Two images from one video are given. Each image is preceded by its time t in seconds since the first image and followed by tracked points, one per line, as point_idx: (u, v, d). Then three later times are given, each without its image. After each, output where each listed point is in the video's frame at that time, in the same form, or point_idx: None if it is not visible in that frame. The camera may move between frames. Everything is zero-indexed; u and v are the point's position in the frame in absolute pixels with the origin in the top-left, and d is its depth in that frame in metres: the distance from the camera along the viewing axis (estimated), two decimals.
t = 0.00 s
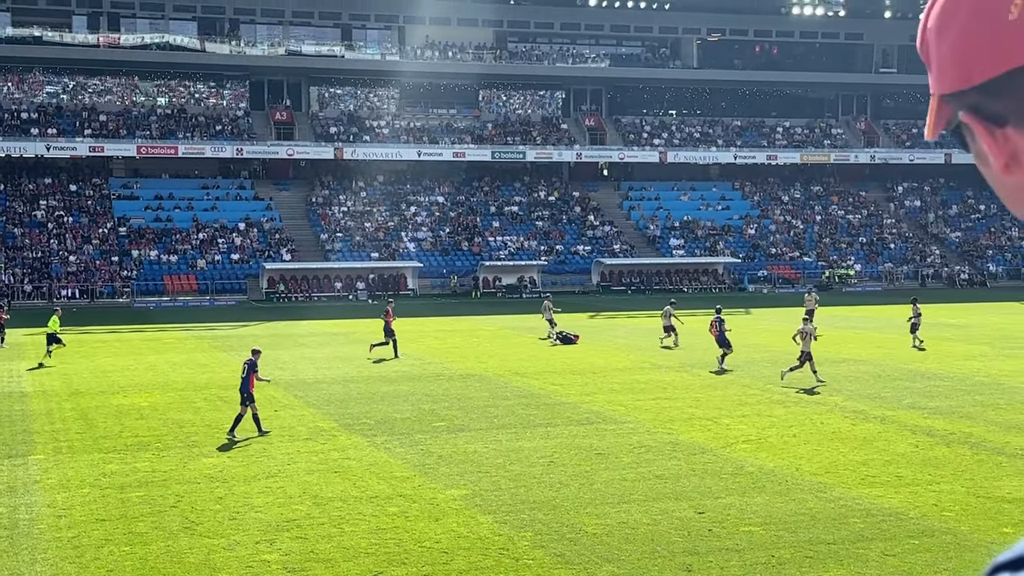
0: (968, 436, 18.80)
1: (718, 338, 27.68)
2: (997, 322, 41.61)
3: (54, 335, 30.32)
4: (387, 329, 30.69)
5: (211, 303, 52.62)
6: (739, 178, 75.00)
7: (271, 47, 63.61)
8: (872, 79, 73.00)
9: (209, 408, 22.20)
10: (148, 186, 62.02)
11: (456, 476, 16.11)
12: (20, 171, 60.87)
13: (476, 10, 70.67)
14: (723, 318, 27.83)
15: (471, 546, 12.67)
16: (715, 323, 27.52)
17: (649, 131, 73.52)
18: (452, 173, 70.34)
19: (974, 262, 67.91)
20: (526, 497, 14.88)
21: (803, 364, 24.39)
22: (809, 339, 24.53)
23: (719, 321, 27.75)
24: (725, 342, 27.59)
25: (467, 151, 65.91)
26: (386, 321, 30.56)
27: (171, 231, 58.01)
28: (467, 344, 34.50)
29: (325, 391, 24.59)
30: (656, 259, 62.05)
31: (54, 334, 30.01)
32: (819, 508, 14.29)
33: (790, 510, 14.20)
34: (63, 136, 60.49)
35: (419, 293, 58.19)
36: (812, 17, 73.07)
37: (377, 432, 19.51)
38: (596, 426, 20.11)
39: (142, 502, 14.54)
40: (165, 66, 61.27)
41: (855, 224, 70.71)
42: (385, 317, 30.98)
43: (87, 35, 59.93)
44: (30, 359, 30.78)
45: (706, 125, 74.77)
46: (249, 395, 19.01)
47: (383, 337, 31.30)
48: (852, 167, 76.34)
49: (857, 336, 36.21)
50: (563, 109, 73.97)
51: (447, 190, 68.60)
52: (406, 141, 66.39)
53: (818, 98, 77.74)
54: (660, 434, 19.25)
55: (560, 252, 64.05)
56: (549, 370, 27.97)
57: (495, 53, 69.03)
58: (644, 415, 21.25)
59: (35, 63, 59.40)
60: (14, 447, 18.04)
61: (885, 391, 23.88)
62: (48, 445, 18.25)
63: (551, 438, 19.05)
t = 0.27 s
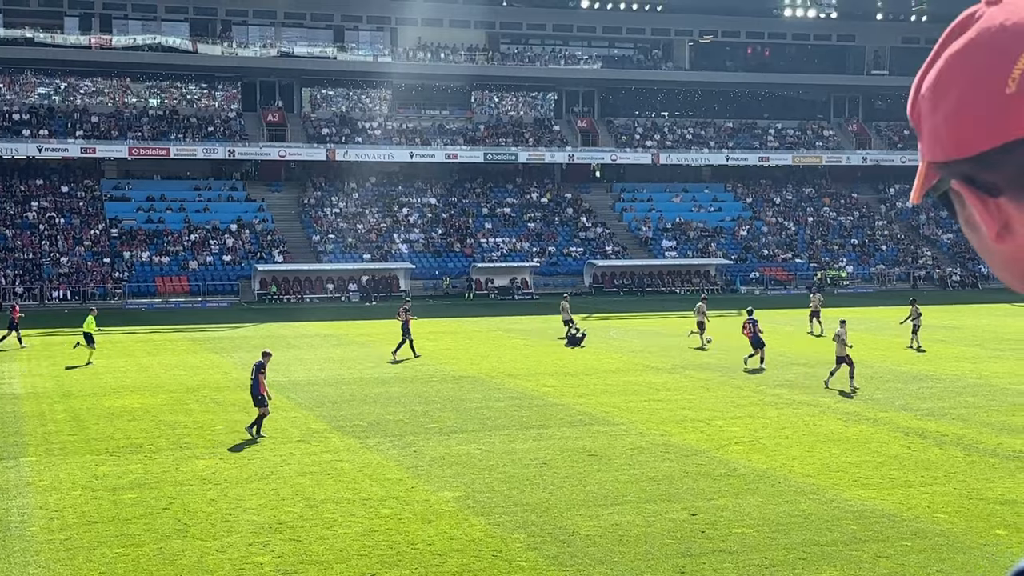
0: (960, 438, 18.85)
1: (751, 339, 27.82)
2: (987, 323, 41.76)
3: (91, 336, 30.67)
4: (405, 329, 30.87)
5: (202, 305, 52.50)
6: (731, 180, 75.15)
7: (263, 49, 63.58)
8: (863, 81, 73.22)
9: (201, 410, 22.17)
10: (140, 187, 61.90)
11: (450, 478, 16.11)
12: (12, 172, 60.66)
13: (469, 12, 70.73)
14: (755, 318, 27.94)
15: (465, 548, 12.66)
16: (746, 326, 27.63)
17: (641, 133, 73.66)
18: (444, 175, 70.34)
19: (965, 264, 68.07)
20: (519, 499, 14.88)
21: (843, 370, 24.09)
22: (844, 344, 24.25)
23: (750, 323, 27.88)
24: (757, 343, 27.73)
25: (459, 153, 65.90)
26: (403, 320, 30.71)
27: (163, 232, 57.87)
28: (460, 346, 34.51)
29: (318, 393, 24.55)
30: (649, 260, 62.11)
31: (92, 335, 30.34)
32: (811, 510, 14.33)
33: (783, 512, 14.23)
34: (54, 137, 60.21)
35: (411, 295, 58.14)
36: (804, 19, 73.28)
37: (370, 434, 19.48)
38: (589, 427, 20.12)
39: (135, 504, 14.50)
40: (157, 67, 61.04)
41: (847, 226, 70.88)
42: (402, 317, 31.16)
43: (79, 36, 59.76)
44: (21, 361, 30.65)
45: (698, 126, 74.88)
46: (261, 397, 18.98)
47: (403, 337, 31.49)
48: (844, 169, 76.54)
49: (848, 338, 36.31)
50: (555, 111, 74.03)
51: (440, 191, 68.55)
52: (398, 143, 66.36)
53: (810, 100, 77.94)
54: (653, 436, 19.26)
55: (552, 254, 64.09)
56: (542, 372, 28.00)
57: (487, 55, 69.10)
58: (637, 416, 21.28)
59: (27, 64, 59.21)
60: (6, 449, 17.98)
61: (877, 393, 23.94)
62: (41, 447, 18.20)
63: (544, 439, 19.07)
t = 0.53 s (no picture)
0: (959, 438, 18.88)
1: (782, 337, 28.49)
2: (986, 323, 41.82)
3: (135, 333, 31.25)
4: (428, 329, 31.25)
5: (201, 306, 52.44)
6: (729, 181, 75.17)
7: (261, 49, 63.51)
8: (862, 82, 73.26)
9: (200, 411, 22.16)
10: (138, 188, 61.92)
11: (449, 479, 16.11)
12: (10, 174, 60.60)
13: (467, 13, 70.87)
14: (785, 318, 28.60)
15: (464, 549, 12.66)
16: (777, 324, 28.32)
17: (640, 133, 73.58)
18: (442, 175, 70.33)
19: (963, 264, 68.12)
20: (519, 500, 14.88)
21: (880, 372, 23.82)
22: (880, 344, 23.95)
23: (782, 321, 28.55)
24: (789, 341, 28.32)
25: (458, 153, 65.87)
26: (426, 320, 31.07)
27: (162, 234, 57.85)
28: (459, 347, 34.52)
29: (317, 394, 24.56)
30: (647, 261, 62.15)
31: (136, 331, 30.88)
32: (811, 510, 14.34)
33: (782, 512, 14.24)
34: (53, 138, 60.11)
35: (410, 296, 58.12)
36: (803, 20, 73.30)
37: (369, 435, 19.48)
38: (588, 428, 20.13)
39: (134, 505, 14.49)
40: (156, 68, 61.07)
41: (845, 227, 70.92)
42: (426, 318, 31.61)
43: (78, 37, 59.72)
44: (20, 363, 30.62)
45: (697, 127, 74.87)
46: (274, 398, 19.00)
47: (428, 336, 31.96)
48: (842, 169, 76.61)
49: (847, 338, 36.36)
50: (553, 112, 73.97)
51: (438, 192, 68.51)
52: (396, 143, 66.30)
53: (808, 101, 77.98)
54: (652, 437, 19.27)
55: (551, 254, 64.12)
56: (540, 373, 28.00)
57: (486, 56, 69.08)
58: (636, 417, 21.30)
59: (25, 65, 59.18)
60: (5, 451, 17.96)
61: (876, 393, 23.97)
62: (40, 448, 18.19)
63: (543, 440, 19.08)
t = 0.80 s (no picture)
0: (960, 437, 18.87)
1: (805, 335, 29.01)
2: (987, 322, 41.79)
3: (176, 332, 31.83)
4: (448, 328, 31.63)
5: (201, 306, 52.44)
6: (730, 180, 75.21)
7: (261, 50, 63.50)
8: (862, 81, 73.22)
9: (201, 411, 22.18)
10: (138, 189, 61.99)
11: (450, 478, 16.11)
12: (10, 174, 60.62)
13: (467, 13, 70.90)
14: (809, 318, 29.03)
15: (466, 548, 12.66)
16: (801, 323, 28.90)
17: (640, 133, 73.55)
18: (442, 175, 70.32)
19: (964, 263, 68.13)
20: (519, 500, 14.88)
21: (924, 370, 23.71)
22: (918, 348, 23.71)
23: (806, 321, 29.06)
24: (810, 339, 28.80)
25: (458, 153, 65.88)
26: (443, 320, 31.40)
27: (162, 234, 57.87)
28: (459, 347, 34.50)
29: (317, 394, 24.55)
30: (647, 260, 62.17)
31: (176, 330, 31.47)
32: (811, 510, 14.33)
33: (782, 511, 14.24)
34: (53, 139, 60.10)
35: (410, 295, 58.11)
36: (803, 19, 73.25)
37: (370, 435, 19.47)
38: (588, 428, 20.13)
39: (136, 505, 14.49)
40: (156, 68, 61.19)
41: (846, 226, 70.90)
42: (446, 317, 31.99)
43: (78, 37, 59.75)
44: (20, 363, 30.61)
45: (697, 126, 74.87)
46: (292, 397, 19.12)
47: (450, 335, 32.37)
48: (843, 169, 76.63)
49: (847, 337, 36.31)
50: (554, 111, 73.92)
51: (438, 192, 68.50)
52: (397, 144, 66.31)
53: (808, 100, 77.96)
54: (653, 436, 19.27)
55: (551, 254, 64.14)
56: (541, 372, 27.99)
57: (486, 56, 69.06)
58: (636, 417, 21.29)
59: (25, 66, 59.22)
60: (6, 451, 17.97)
61: (876, 392, 23.96)
62: (41, 449, 18.21)
63: (544, 440, 19.08)
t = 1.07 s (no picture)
0: (960, 436, 18.85)
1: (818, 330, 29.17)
2: (987, 321, 41.78)
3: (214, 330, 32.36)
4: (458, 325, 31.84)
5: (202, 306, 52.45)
6: (729, 179, 75.19)
7: (260, 49, 63.47)
8: (861, 80, 73.20)
9: (201, 411, 22.17)
10: (138, 189, 61.98)
11: (450, 478, 16.10)
12: (10, 175, 60.62)
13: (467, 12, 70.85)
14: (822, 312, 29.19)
15: (466, 548, 12.66)
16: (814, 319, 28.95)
17: (640, 132, 73.54)
18: (442, 175, 70.31)
19: (964, 262, 68.11)
20: (520, 499, 14.87)
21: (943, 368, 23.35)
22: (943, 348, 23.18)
23: (819, 317, 29.09)
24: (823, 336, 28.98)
25: (457, 153, 65.87)
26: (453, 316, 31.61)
27: (162, 234, 57.87)
28: (460, 346, 34.46)
29: (317, 394, 24.54)
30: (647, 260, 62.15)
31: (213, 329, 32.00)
32: (812, 508, 14.32)
33: (783, 510, 14.24)
34: (53, 139, 60.10)
35: (410, 295, 58.07)
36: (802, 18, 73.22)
37: (370, 435, 19.47)
38: (589, 427, 20.11)
39: (136, 505, 14.50)
40: (155, 68, 61.27)
41: (845, 225, 70.88)
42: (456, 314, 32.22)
43: (77, 37, 59.76)
44: (20, 364, 30.60)
45: (697, 125, 74.86)
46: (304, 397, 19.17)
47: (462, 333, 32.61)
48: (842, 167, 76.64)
49: (848, 336, 36.32)
50: (553, 110, 73.90)
51: (438, 191, 68.50)
52: (396, 143, 66.30)
53: (808, 99, 77.94)
54: (653, 435, 19.26)
55: (551, 253, 64.10)
56: (541, 372, 27.97)
57: (485, 55, 69.04)
58: (637, 416, 21.27)
59: (24, 66, 59.24)
60: (6, 451, 17.98)
61: (877, 391, 23.94)
62: (41, 449, 18.21)
63: (544, 439, 19.06)
